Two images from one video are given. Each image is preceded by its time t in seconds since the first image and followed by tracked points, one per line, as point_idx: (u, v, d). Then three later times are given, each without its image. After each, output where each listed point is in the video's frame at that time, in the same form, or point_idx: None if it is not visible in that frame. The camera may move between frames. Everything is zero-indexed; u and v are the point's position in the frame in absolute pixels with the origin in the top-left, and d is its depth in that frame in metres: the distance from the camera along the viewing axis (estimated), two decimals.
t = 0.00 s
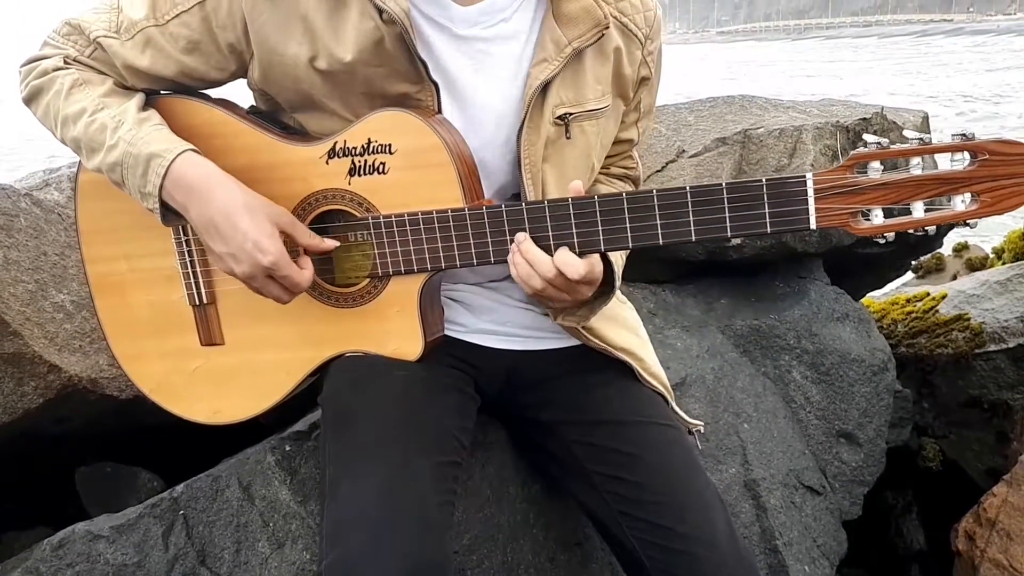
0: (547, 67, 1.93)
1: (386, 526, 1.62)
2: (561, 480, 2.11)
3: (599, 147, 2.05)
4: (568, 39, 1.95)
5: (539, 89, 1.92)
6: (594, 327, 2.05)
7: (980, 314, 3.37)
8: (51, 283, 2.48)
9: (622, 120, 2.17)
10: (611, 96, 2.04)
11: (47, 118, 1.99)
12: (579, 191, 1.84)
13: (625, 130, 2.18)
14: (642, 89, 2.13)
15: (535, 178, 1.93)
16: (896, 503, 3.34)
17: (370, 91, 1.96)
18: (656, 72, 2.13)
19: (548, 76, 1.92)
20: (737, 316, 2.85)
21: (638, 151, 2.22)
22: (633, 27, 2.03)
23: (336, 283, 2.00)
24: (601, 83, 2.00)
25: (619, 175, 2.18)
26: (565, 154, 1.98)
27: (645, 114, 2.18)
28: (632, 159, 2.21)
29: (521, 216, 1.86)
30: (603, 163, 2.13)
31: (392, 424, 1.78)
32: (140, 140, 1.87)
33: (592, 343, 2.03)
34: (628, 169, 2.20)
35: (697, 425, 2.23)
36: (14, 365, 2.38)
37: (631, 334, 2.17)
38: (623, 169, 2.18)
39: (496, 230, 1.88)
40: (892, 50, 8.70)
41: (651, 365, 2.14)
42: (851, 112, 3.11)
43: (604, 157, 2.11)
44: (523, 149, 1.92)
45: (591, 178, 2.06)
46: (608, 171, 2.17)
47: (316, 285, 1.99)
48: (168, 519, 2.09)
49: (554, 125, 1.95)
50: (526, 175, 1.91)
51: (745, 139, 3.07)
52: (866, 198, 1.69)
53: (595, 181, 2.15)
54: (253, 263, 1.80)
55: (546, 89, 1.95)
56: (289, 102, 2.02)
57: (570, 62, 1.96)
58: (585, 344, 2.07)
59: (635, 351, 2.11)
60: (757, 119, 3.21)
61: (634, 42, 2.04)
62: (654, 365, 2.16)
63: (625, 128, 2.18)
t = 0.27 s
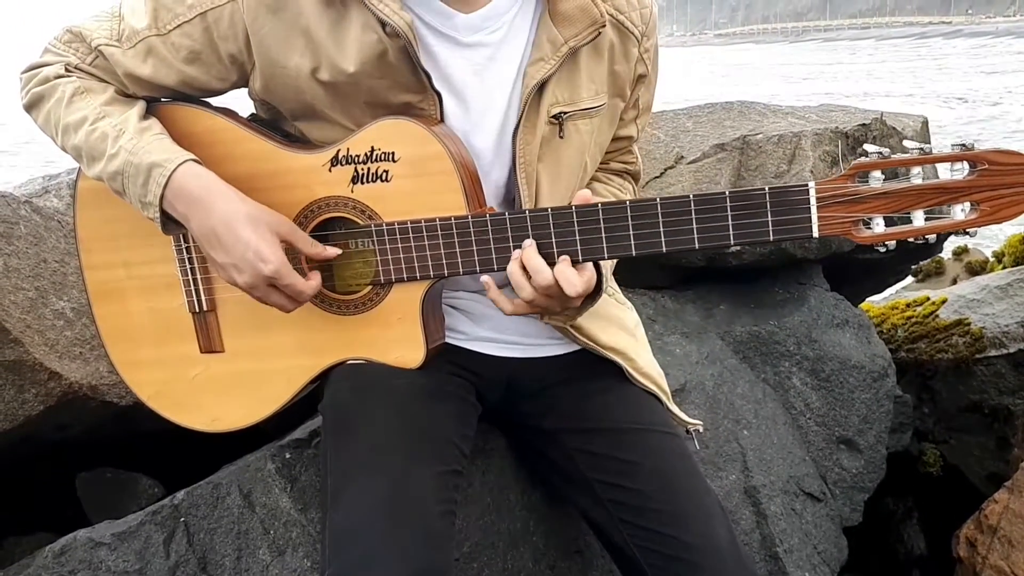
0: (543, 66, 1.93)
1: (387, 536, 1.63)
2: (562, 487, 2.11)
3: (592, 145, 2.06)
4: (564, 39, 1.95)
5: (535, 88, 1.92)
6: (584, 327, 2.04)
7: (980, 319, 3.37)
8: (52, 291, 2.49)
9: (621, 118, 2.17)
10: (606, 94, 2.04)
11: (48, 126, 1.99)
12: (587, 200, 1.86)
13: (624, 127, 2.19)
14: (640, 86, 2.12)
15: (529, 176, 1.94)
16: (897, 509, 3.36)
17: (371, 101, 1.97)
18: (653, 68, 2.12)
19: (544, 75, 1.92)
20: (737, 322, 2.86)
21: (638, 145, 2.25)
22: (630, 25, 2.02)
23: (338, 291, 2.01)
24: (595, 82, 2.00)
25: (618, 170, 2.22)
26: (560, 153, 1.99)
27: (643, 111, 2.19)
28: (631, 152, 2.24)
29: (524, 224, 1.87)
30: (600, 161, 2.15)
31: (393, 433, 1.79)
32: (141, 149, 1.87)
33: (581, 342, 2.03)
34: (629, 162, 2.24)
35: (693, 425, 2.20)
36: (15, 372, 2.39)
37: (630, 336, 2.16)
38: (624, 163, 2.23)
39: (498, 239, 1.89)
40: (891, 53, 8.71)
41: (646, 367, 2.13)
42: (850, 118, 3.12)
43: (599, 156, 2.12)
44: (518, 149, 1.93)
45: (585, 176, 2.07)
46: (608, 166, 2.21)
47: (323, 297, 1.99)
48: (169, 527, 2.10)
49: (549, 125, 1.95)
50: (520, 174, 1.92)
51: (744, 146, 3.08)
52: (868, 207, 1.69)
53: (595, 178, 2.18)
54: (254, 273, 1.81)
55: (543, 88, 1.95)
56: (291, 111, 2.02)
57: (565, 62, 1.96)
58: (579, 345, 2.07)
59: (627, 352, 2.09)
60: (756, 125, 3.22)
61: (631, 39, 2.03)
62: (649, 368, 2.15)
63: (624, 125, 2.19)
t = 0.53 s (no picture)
0: (542, 68, 1.93)
1: (388, 545, 1.63)
2: (563, 494, 2.12)
3: (589, 143, 2.07)
4: (563, 39, 1.94)
5: (536, 91, 1.92)
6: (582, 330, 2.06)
7: (980, 325, 3.37)
8: (53, 297, 2.49)
9: (619, 117, 2.18)
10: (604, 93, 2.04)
11: (48, 135, 2.00)
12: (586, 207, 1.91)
13: (623, 127, 2.20)
14: (638, 83, 2.12)
15: (530, 178, 1.94)
16: (897, 514, 3.36)
17: (373, 109, 1.97)
18: (650, 67, 2.12)
19: (544, 77, 1.91)
20: (736, 328, 2.86)
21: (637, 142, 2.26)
22: (627, 25, 2.02)
23: (340, 299, 2.01)
24: (593, 82, 2.01)
25: (619, 167, 2.23)
26: (560, 153, 2.00)
27: (642, 109, 2.20)
28: (631, 151, 2.26)
29: (527, 229, 1.86)
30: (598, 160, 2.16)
31: (394, 442, 1.79)
32: (142, 157, 1.88)
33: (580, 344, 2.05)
34: (629, 160, 2.25)
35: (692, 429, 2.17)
36: (16, 379, 2.39)
37: (625, 336, 2.16)
38: (624, 161, 2.24)
39: (501, 245, 1.88)
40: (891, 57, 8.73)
41: (645, 369, 2.13)
42: (850, 125, 3.12)
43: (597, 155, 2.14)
44: (520, 150, 1.92)
45: (585, 175, 2.09)
46: (607, 164, 2.22)
47: (327, 305, 1.99)
48: (169, 534, 2.09)
49: (549, 125, 1.96)
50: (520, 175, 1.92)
51: (743, 152, 3.08)
52: (869, 209, 1.69)
53: (594, 178, 2.19)
54: (256, 280, 1.80)
55: (543, 89, 1.94)
56: (292, 120, 2.03)
57: (564, 63, 1.96)
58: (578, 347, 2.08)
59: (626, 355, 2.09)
60: (756, 132, 3.22)
61: (628, 38, 2.03)
62: (647, 369, 2.14)
63: (623, 125, 2.20)
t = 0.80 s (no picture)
0: (548, 76, 1.94)
1: (388, 554, 1.63)
2: (563, 502, 2.12)
3: (588, 152, 2.07)
4: (567, 48, 1.95)
5: (540, 100, 1.93)
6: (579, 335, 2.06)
7: (980, 329, 3.37)
8: (53, 303, 2.48)
9: (616, 127, 2.17)
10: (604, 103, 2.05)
11: (48, 144, 2.00)
12: (591, 214, 1.88)
13: (620, 136, 2.19)
14: (635, 95, 2.13)
15: (532, 186, 1.94)
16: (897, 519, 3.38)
17: (373, 116, 1.97)
18: (650, 77, 2.12)
19: (550, 85, 1.93)
20: (737, 333, 2.86)
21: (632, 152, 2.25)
22: (628, 35, 2.01)
23: (340, 307, 2.01)
24: (595, 91, 2.01)
25: (613, 176, 2.22)
26: (562, 161, 2.00)
27: (638, 119, 2.19)
28: (626, 160, 2.24)
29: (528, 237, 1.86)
30: (596, 168, 2.16)
31: (395, 450, 1.79)
32: (143, 165, 1.88)
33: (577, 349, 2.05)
34: (622, 170, 2.24)
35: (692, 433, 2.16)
36: (16, 385, 2.40)
37: (624, 345, 2.16)
38: (619, 171, 2.22)
39: (501, 254, 1.88)
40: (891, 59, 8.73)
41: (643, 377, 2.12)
42: (850, 130, 3.13)
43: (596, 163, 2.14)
44: (523, 159, 1.93)
45: (584, 181, 2.09)
46: (602, 174, 2.21)
47: (328, 313, 1.99)
48: (169, 541, 2.09)
49: (551, 134, 1.96)
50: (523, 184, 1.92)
51: (744, 157, 3.08)
52: (869, 219, 1.68)
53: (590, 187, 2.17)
54: (258, 288, 1.81)
55: (546, 98, 1.95)
56: (292, 128, 2.03)
57: (568, 72, 1.96)
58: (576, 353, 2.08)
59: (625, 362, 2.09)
60: (755, 137, 3.22)
61: (628, 49, 2.02)
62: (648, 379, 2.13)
63: (619, 134, 2.19)
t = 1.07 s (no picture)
0: (547, 87, 1.95)
1: (390, 560, 1.63)
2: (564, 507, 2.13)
3: (592, 163, 2.08)
4: (568, 59, 1.96)
5: (540, 110, 1.94)
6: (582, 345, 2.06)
7: (980, 334, 3.38)
8: (52, 309, 2.50)
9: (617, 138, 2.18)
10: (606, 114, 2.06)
11: (50, 152, 2.01)
12: (592, 223, 1.86)
13: (622, 147, 2.20)
14: (637, 106, 2.13)
15: (533, 195, 1.95)
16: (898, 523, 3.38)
17: (373, 123, 1.98)
18: (651, 89, 2.13)
19: (549, 95, 1.94)
20: (736, 339, 2.87)
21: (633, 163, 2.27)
22: (630, 46, 2.02)
23: (340, 313, 2.02)
24: (596, 102, 2.02)
25: (615, 188, 2.24)
26: (562, 172, 2.01)
27: (640, 130, 2.20)
28: (626, 171, 2.26)
29: (527, 246, 1.87)
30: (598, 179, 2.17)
31: (397, 456, 1.80)
32: (145, 173, 1.89)
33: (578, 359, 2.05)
34: (623, 181, 2.26)
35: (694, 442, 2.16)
36: (17, 392, 2.41)
37: (627, 356, 2.17)
38: (619, 182, 2.24)
39: (501, 260, 1.89)
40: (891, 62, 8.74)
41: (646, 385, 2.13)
42: (849, 136, 3.13)
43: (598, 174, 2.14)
44: (523, 168, 1.94)
45: (585, 193, 2.10)
46: (604, 185, 2.23)
47: (328, 319, 2.00)
48: (171, 546, 2.09)
49: (552, 144, 1.97)
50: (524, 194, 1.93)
51: (743, 163, 3.09)
52: (869, 229, 1.69)
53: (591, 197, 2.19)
54: (262, 293, 1.83)
55: (547, 108, 1.96)
56: (292, 135, 2.04)
57: (569, 83, 1.98)
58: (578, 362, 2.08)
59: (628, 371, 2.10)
60: (755, 142, 3.23)
61: (630, 60, 2.03)
62: (651, 390, 2.13)
63: (621, 145, 2.20)
